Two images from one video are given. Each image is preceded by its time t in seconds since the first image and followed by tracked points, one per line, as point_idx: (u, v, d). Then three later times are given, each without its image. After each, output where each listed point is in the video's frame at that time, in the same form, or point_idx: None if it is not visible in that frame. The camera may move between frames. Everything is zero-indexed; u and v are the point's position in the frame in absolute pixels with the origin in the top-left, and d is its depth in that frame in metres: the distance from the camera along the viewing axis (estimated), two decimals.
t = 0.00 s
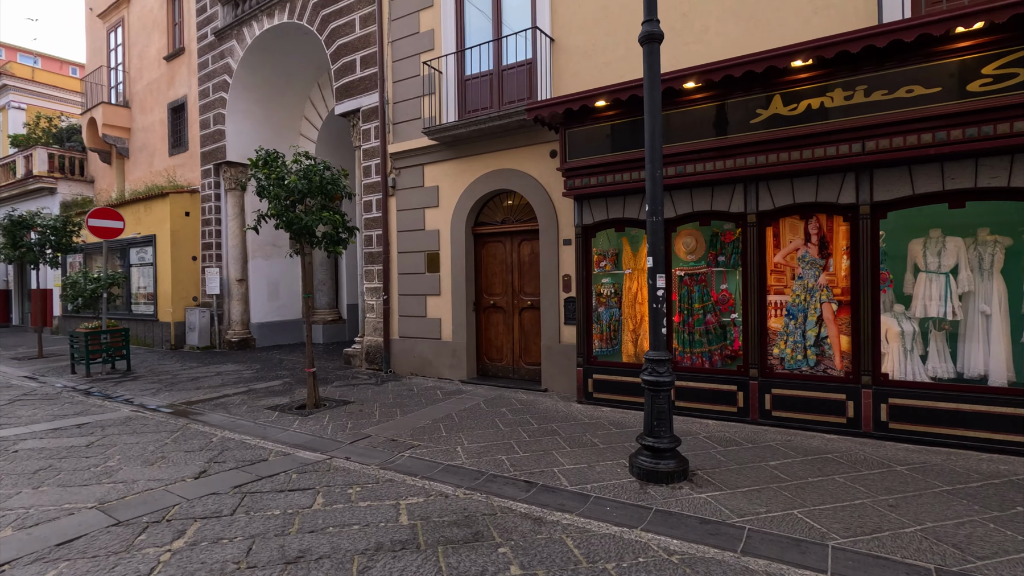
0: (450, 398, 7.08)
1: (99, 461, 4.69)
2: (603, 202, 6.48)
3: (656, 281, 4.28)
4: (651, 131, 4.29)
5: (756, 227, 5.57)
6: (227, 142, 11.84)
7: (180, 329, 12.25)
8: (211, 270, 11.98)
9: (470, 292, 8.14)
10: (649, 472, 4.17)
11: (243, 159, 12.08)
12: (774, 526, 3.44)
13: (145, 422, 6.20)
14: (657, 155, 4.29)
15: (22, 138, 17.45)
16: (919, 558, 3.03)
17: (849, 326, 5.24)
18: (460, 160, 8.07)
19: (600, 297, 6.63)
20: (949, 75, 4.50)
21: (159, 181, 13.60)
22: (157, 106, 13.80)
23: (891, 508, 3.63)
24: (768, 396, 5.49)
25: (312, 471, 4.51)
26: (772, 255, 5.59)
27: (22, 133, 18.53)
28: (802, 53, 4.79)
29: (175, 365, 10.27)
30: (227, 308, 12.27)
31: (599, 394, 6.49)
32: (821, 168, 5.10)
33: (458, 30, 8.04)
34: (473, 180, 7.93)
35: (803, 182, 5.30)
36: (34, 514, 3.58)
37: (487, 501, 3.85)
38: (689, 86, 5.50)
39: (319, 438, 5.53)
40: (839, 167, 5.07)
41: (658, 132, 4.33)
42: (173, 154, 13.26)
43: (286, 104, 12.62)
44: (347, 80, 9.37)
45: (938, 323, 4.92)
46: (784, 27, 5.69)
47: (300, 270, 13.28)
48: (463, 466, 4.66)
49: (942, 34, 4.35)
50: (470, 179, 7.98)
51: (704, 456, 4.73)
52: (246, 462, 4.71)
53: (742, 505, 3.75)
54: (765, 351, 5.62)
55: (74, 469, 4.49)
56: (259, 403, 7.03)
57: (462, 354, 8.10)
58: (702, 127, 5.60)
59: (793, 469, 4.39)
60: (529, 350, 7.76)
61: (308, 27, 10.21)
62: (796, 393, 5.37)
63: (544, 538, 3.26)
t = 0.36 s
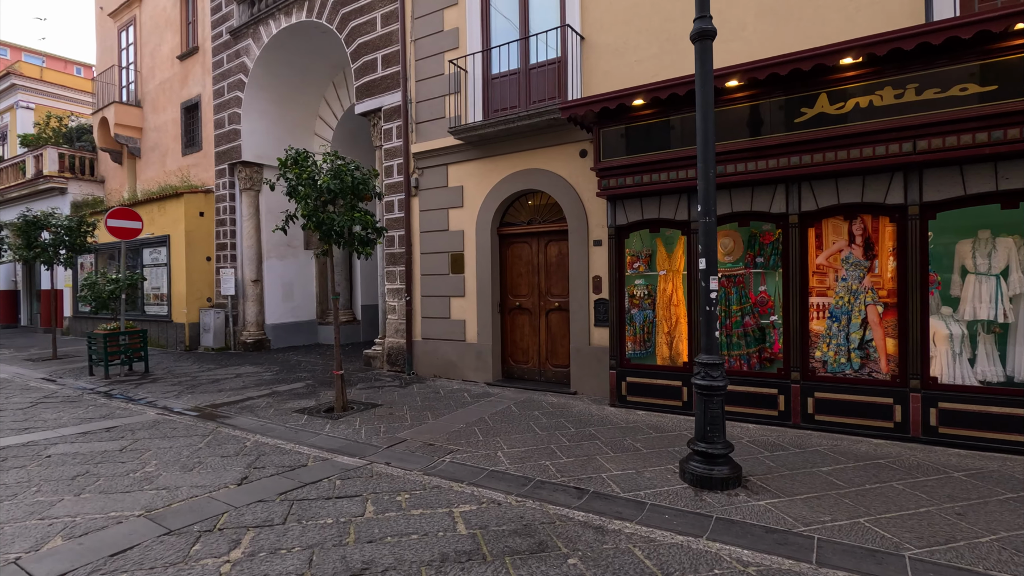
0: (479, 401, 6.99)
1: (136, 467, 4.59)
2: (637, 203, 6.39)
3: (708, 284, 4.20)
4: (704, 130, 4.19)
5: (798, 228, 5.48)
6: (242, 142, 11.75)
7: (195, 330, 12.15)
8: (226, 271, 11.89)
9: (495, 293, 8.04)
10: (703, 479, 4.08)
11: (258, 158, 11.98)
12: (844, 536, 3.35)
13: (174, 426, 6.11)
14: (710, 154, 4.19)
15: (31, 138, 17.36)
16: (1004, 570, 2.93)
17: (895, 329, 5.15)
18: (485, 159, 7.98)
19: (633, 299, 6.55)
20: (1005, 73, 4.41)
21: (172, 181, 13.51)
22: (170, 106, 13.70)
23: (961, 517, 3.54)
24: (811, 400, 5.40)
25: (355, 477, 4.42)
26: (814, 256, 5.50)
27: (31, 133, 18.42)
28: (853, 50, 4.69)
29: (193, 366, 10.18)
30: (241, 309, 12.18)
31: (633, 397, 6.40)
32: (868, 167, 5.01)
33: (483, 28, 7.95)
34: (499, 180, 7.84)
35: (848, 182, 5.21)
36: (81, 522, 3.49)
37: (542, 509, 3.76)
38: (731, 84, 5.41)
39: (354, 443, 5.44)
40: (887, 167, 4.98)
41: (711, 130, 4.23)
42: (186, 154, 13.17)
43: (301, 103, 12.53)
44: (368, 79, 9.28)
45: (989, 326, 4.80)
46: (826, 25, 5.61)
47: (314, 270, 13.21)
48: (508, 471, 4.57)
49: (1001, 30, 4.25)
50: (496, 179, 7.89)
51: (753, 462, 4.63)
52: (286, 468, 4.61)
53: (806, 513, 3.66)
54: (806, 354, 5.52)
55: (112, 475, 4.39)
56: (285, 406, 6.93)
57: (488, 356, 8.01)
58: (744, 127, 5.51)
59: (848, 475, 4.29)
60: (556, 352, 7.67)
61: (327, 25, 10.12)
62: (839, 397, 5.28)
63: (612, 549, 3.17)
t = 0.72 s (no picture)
0: (510, 403, 6.95)
1: (179, 469, 4.55)
2: (673, 204, 6.34)
3: (762, 286, 4.14)
4: (758, 130, 4.14)
5: (841, 229, 5.43)
6: (261, 142, 11.73)
7: (212, 330, 12.12)
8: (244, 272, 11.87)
9: (523, 295, 8.00)
10: (759, 484, 4.02)
11: (276, 159, 11.94)
12: (914, 542, 3.29)
13: (206, 428, 6.06)
14: (764, 155, 4.14)
15: (45, 139, 17.37)
16: None
17: (941, 332, 5.10)
18: (512, 160, 7.93)
19: (667, 300, 6.50)
20: None
21: (188, 181, 13.49)
22: (187, 106, 13.69)
23: None
24: (854, 403, 5.34)
25: (401, 480, 4.37)
26: (857, 258, 5.45)
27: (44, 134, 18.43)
28: (904, 50, 4.64)
29: (213, 367, 10.14)
30: (259, 310, 12.14)
31: (668, 400, 6.35)
32: (917, 169, 4.95)
33: (511, 29, 7.91)
34: (527, 181, 7.80)
35: (893, 183, 5.16)
36: (137, 526, 3.44)
37: (600, 514, 3.71)
38: (774, 84, 5.37)
39: (392, 445, 5.39)
40: (935, 168, 4.92)
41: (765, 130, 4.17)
42: (203, 155, 13.15)
43: (319, 104, 12.52)
44: (392, 79, 9.25)
45: None
46: (868, 25, 5.56)
47: (331, 271, 13.17)
48: (555, 475, 4.52)
49: None
50: (523, 179, 7.84)
51: (802, 466, 4.58)
52: (331, 471, 4.57)
53: (869, 519, 3.61)
54: (848, 357, 5.47)
55: (157, 477, 4.35)
56: (315, 408, 6.89)
57: (515, 358, 7.96)
58: (786, 127, 5.46)
59: (902, 480, 4.24)
60: (584, 354, 7.62)
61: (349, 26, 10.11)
62: (884, 401, 5.22)
63: (683, 555, 3.13)
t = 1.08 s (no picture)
0: (539, 408, 6.88)
1: (219, 475, 4.49)
2: (708, 208, 6.27)
3: (815, 293, 4.06)
4: (811, 134, 4.07)
5: (883, 235, 5.35)
6: (279, 144, 11.70)
7: (228, 333, 12.07)
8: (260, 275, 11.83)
9: (549, 299, 7.93)
10: (813, 495, 3.95)
11: (294, 161, 11.91)
12: (984, 557, 3.22)
13: (237, 432, 6.01)
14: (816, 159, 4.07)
15: (58, 140, 17.38)
16: None
17: (987, 339, 5.03)
18: (538, 163, 7.87)
19: (700, 306, 6.43)
20: None
21: (204, 183, 13.47)
22: (202, 108, 13.66)
23: None
24: (896, 411, 5.26)
25: (445, 488, 4.31)
26: (899, 264, 5.37)
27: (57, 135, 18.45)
28: (954, 53, 4.58)
29: (232, 370, 10.09)
30: (275, 312, 12.09)
31: (701, 406, 6.28)
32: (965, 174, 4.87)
33: (538, 31, 7.86)
34: (554, 184, 7.74)
35: (939, 189, 5.08)
36: (188, 535, 3.39)
37: (655, 524, 3.64)
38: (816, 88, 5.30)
39: (428, 452, 5.32)
40: (984, 173, 4.84)
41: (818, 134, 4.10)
42: (219, 156, 13.12)
43: (336, 106, 12.49)
44: (414, 82, 9.21)
45: None
46: (910, 29, 5.49)
47: (346, 273, 13.12)
48: (600, 484, 4.45)
49: None
50: (550, 183, 7.78)
51: (851, 475, 4.50)
52: (372, 478, 4.51)
53: (932, 531, 3.53)
54: (890, 364, 5.38)
55: (198, 484, 4.30)
56: (343, 413, 6.83)
57: (540, 362, 7.88)
58: (827, 132, 5.40)
59: (957, 491, 4.16)
60: (612, 359, 7.55)
61: (371, 28, 10.08)
62: (927, 409, 5.14)
63: (752, 569, 3.07)
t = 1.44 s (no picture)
0: (573, 410, 6.79)
1: (263, 478, 4.43)
2: (747, 207, 6.15)
3: (877, 293, 3.94)
4: (872, 130, 3.96)
5: (932, 234, 5.23)
6: (298, 143, 11.64)
7: (247, 332, 12.02)
8: (279, 274, 11.78)
9: (578, 299, 7.84)
10: (877, 501, 3.84)
11: (312, 160, 11.84)
12: None
13: (271, 434, 5.94)
14: (876, 156, 3.97)
15: (73, 139, 17.37)
16: None
17: None
18: (568, 162, 7.78)
19: (737, 306, 6.34)
20: None
21: (221, 182, 13.42)
22: (219, 107, 13.61)
23: None
24: (946, 414, 5.15)
25: (495, 492, 4.22)
26: (948, 264, 5.25)
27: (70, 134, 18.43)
28: (1015, 47, 4.46)
29: (253, 370, 10.03)
30: (293, 312, 12.03)
31: (740, 408, 6.18)
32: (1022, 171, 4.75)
33: (568, 27, 7.76)
34: (584, 183, 7.64)
35: (992, 187, 4.97)
36: (245, 542, 3.31)
37: (719, 531, 3.54)
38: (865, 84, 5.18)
39: (468, 455, 5.24)
40: None
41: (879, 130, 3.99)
42: (236, 156, 13.07)
43: (354, 105, 12.44)
44: (439, 79, 9.13)
45: None
46: (960, 23, 5.37)
47: (364, 273, 13.05)
48: (651, 488, 4.36)
49: None
50: (580, 182, 7.69)
51: (908, 480, 4.39)
52: (419, 482, 4.43)
53: (1008, 539, 3.43)
54: (939, 366, 5.27)
55: (243, 488, 4.23)
56: (374, 414, 6.75)
57: (570, 363, 7.79)
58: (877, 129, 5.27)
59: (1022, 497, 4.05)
60: (643, 360, 7.46)
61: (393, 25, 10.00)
62: (979, 412, 5.04)
63: None
